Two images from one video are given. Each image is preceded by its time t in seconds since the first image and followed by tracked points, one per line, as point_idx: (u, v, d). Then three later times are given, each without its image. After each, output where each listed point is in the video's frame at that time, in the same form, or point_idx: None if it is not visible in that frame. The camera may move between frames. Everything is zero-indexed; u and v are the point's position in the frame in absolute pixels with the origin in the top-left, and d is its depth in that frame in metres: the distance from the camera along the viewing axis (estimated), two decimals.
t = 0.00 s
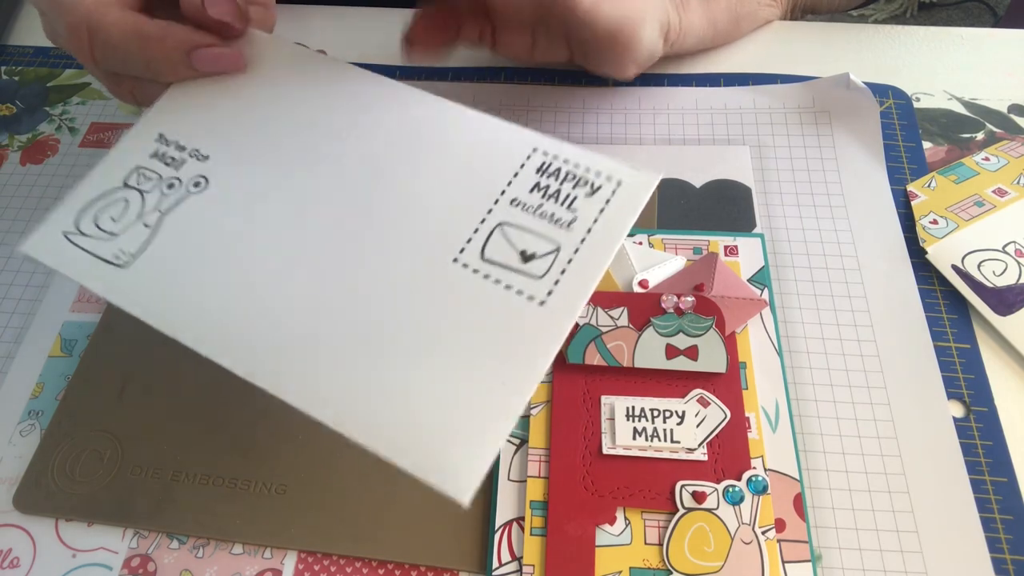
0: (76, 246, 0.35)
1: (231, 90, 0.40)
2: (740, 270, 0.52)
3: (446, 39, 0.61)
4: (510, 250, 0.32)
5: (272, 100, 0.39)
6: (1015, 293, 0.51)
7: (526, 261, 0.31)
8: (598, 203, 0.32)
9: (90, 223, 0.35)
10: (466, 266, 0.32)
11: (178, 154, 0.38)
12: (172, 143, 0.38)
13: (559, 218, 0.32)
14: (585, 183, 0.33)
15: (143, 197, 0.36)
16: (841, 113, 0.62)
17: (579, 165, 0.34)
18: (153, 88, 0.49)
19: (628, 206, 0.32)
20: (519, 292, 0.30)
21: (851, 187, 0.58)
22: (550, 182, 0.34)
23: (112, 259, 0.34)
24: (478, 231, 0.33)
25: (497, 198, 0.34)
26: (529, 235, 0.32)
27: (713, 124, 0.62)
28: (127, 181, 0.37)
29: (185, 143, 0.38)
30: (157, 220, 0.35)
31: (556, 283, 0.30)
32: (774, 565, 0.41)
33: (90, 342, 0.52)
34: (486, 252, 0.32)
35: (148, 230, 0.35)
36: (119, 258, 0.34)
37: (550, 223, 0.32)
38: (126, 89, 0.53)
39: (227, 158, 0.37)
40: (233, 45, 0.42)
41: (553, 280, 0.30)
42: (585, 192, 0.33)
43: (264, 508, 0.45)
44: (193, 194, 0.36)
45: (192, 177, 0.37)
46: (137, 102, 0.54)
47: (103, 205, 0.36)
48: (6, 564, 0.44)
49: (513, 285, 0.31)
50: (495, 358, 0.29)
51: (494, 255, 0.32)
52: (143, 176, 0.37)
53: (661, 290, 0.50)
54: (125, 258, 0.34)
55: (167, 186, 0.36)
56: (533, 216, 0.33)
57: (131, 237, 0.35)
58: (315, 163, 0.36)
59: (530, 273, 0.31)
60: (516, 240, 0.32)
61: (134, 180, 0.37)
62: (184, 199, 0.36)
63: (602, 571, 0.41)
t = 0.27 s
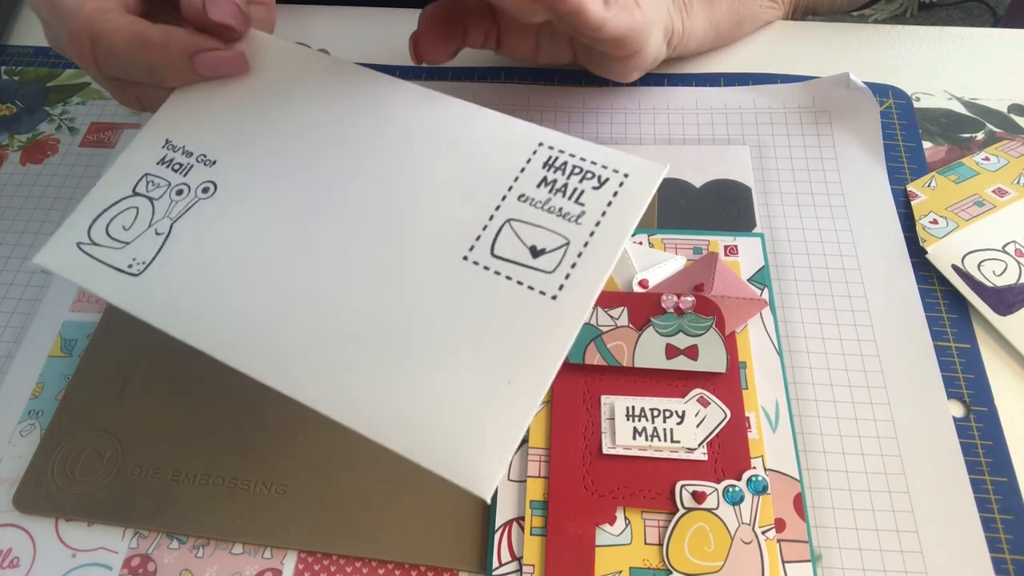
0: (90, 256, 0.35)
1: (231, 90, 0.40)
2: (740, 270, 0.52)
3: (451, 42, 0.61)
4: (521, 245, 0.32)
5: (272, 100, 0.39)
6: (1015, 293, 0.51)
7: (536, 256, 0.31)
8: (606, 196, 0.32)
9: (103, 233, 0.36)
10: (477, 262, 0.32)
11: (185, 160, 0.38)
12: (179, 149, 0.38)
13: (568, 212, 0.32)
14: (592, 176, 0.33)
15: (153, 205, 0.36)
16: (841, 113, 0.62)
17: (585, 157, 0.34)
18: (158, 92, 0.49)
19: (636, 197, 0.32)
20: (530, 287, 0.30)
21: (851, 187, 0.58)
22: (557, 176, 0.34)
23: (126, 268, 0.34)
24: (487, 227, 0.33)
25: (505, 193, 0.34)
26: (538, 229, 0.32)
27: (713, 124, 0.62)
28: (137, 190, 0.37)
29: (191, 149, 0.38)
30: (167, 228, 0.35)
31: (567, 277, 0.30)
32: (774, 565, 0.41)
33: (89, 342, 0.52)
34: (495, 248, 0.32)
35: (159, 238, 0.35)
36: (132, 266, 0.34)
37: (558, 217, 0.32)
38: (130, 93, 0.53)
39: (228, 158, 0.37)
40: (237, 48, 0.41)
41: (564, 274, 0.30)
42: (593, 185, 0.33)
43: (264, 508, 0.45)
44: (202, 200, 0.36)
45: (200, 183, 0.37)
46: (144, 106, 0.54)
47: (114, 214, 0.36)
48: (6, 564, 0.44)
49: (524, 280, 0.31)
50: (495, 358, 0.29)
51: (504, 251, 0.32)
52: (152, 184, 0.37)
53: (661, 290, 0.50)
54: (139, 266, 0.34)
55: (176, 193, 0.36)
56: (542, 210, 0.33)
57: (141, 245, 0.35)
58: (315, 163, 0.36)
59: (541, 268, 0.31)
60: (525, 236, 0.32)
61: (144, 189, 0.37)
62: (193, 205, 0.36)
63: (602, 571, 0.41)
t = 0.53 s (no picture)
0: (98, 258, 0.35)
1: (232, 91, 0.40)
2: (740, 269, 0.52)
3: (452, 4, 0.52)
4: (526, 248, 0.32)
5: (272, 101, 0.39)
6: (1015, 293, 0.51)
7: (541, 258, 0.31)
8: (610, 199, 0.32)
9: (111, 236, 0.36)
10: (483, 265, 0.32)
11: (191, 161, 0.38)
12: (184, 151, 0.38)
13: (572, 215, 0.32)
14: (596, 179, 0.33)
15: (159, 207, 0.36)
16: (841, 113, 0.62)
17: (591, 160, 0.34)
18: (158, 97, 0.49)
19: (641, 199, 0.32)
20: (536, 290, 0.30)
21: (851, 187, 0.58)
22: (561, 178, 0.34)
23: (133, 269, 0.34)
24: (493, 230, 0.33)
25: (511, 196, 0.34)
26: (544, 232, 0.32)
27: (713, 124, 0.62)
28: (143, 191, 0.37)
29: (197, 151, 0.38)
30: (174, 229, 0.35)
31: (572, 280, 0.30)
32: (774, 565, 0.41)
33: (90, 342, 0.52)
34: (501, 250, 0.32)
35: (166, 239, 0.35)
36: (140, 268, 0.34)
37: (563, 220, 0.32)
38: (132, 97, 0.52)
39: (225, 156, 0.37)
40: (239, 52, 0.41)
41: (569, 277, 0.30)
42: (597, 188, 0.33)
43: (264, 508, 0.45)
44: (209, 202, 0.36)
45: (206, 184, 0.37)
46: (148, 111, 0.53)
47: (120, 216, 0.36)
48: (6, 564, 0.44)
49: (530, 283, 0.31)
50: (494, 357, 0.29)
51: (510, 254, 0.32)
52: (158, 185, 0.37)
53: (661, 290, 0.50)
54: (146, 268, 0.34)
55: (182, 195, 0.36)
56: (547, 213, 0.33)
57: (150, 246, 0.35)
58: (315, 164, 0.36)
59: (546, 271, 0.31)
60: (530, 238, 0.32)
61: (149, 190, 0.37)
62: (200, 207, 0.36)
63: (602, 571, 0.41)
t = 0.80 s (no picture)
0: (114, 264, 0.35)
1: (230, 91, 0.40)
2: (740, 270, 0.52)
3: None
4: (535, 179, 0.31)
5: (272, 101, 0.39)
6: (1015, 293, 0.51)
7: (551, 187, 0.31)
8: (612, 118, 0.32)
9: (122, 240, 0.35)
10: (495, 205, 0.31)
11: (189, 155, 0.37)
12: (181, 147, 0.37)
13: (575, 141, 0.32)
14: (594, 102, 0.32)
15: (165, 205, 0.36)
16: (841, 113, 0.62)
17: (585, 83, 0.33)
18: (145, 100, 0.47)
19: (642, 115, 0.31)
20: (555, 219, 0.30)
21: (851, 187, 0.58)
22: (558, 107, 0.33)
23: (150, 269, 0.34)
24: (500, 169, 0.32)
25: (510, 131, 0.33)
26: (550, 161, 0.32)
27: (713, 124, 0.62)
28: (147, 192, 0.37)
29: (193, 145, 0.37)
30: (183, 224, 0.35)
31: (587, 202, 0.30)
32: (774, 566, 0.41)
33: (90, 342, 0.52)
34: (510, 186, 0.32)
35: (176, 235, 0.35)
36: (156, 266, 0.34)
37: (567, 147, 0.32)
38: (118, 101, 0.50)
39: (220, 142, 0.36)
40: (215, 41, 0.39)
41: (584, 201, 0.30)
42: (597, 109, 0.32)
43: (264, 508, 0.45)
44: (213, 192, 0.35)
45: (209, 175, 0.36)
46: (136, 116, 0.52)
47: (129, 219, 0.36)
48: (6, 564, 0.44)
49: (545, 213, 0.31)
50: (494, 357, 0.29)
51: (521, 188, 0.31)
52: (160, 184, 0.36)
53: (661, 290, 0.50)
54: (161, 265, 0.34)
55: (185, 189, 0.36)
56: (550, 144, 0.32)
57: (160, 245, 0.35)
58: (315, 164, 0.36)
59: (560, 198, 0.31)
60: (537, 170, 0.32)
61: (153, 190, 0.37)
62: (206, 198, 0.35)
63: (602, 571, 0.41)
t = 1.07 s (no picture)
0: (122, 267, 0.35)
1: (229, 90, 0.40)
2: (740, 270, 0.52)
3: None
4: (539, 172, 0.32)
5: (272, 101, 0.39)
6: (1014, 293, 0.51)
7: (555, 180, 0.32)
8: (613, 112, 0.33)
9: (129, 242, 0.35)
10: (501, 198, 0.32)
11: (194, 157, 0.37)
12: (186, 149, 0.37)
13: (578, 134, 0.33)
14: (596, 96, 0.33)
15: (171, 207, 0.36)
16: (841, 113, 0.62)
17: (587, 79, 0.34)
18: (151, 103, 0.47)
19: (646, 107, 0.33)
20: (561, 211, 0.31)
21: (851, 187, 0.58)
22: (560, 103, 0.34)
23: (157, 269, 0.34)
24: (504, 163, 0.33)
25: (514, 126, 0.34)
26: (554, 154, 0.33)
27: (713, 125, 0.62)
28: (153, 195, 0.37)
29: (199, 147, 0.37)
30: (190, 224, 0.35)
31: (590, 194, 0.31)
32: (774, 566, 0.41)
33: (90, 342, 0.52)
34: (515, 180, 0.32)
35: (184, 235, 0.35)
36: (164, 266, 0.34)
37: (570, 141, 0.33)
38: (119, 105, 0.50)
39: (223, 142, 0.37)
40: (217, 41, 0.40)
41: (588, 194, 0.31)
42: (598, 104, 0.33)
43: (264, 508, 0.45)
44: (219, 193, 0.35)
45: (215, 176, 0.36)
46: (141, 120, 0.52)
47: (136, 222, 0.36)
48: (6, 564, 0.44)
49: (549, 206, 0.32)
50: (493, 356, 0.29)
51: (526, 182, 0.32)
52: (166, 187, 0.37)
53: (661, 290, 0.50)
54: (170, 266, 0.34)
55: (191, 191, 0.36)
56: (553, 138, 0.33)
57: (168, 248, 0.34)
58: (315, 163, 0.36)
59: (564, 191, 0.32)
60: (542, 164, 0.33)
61: (159, 193, 0.37)
62: (212, 199, 0.35)
63: (602, 571, 0.41)
